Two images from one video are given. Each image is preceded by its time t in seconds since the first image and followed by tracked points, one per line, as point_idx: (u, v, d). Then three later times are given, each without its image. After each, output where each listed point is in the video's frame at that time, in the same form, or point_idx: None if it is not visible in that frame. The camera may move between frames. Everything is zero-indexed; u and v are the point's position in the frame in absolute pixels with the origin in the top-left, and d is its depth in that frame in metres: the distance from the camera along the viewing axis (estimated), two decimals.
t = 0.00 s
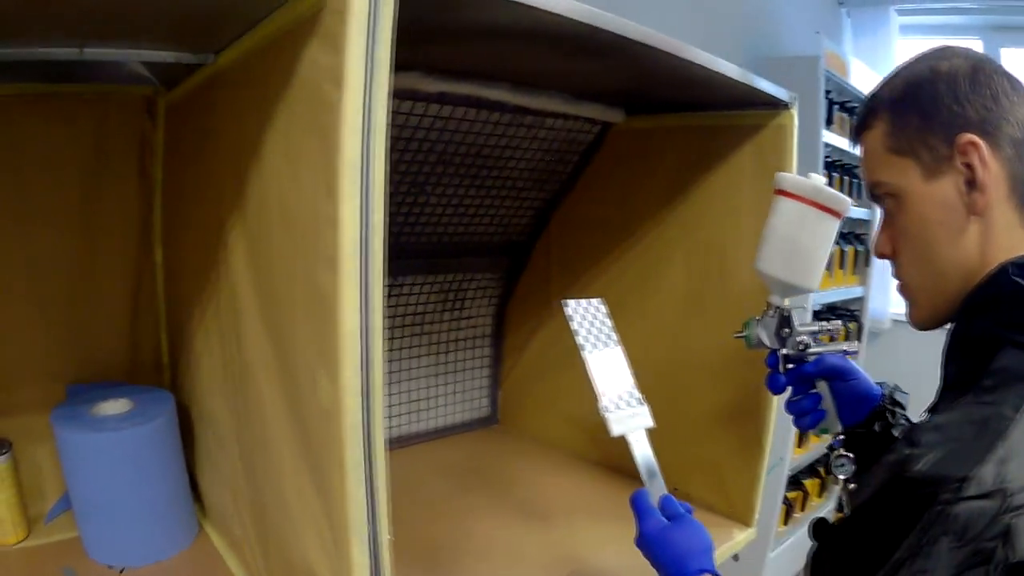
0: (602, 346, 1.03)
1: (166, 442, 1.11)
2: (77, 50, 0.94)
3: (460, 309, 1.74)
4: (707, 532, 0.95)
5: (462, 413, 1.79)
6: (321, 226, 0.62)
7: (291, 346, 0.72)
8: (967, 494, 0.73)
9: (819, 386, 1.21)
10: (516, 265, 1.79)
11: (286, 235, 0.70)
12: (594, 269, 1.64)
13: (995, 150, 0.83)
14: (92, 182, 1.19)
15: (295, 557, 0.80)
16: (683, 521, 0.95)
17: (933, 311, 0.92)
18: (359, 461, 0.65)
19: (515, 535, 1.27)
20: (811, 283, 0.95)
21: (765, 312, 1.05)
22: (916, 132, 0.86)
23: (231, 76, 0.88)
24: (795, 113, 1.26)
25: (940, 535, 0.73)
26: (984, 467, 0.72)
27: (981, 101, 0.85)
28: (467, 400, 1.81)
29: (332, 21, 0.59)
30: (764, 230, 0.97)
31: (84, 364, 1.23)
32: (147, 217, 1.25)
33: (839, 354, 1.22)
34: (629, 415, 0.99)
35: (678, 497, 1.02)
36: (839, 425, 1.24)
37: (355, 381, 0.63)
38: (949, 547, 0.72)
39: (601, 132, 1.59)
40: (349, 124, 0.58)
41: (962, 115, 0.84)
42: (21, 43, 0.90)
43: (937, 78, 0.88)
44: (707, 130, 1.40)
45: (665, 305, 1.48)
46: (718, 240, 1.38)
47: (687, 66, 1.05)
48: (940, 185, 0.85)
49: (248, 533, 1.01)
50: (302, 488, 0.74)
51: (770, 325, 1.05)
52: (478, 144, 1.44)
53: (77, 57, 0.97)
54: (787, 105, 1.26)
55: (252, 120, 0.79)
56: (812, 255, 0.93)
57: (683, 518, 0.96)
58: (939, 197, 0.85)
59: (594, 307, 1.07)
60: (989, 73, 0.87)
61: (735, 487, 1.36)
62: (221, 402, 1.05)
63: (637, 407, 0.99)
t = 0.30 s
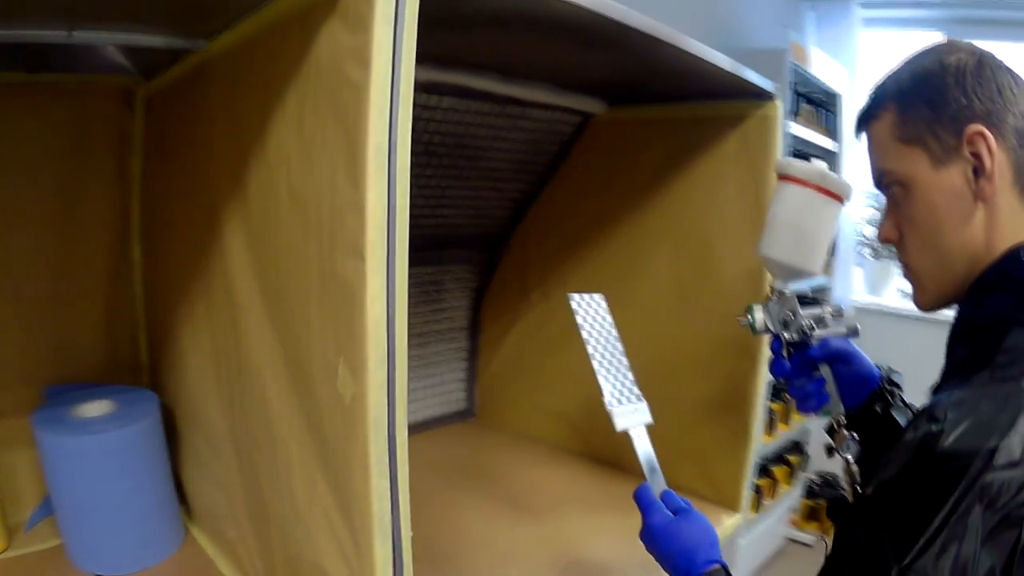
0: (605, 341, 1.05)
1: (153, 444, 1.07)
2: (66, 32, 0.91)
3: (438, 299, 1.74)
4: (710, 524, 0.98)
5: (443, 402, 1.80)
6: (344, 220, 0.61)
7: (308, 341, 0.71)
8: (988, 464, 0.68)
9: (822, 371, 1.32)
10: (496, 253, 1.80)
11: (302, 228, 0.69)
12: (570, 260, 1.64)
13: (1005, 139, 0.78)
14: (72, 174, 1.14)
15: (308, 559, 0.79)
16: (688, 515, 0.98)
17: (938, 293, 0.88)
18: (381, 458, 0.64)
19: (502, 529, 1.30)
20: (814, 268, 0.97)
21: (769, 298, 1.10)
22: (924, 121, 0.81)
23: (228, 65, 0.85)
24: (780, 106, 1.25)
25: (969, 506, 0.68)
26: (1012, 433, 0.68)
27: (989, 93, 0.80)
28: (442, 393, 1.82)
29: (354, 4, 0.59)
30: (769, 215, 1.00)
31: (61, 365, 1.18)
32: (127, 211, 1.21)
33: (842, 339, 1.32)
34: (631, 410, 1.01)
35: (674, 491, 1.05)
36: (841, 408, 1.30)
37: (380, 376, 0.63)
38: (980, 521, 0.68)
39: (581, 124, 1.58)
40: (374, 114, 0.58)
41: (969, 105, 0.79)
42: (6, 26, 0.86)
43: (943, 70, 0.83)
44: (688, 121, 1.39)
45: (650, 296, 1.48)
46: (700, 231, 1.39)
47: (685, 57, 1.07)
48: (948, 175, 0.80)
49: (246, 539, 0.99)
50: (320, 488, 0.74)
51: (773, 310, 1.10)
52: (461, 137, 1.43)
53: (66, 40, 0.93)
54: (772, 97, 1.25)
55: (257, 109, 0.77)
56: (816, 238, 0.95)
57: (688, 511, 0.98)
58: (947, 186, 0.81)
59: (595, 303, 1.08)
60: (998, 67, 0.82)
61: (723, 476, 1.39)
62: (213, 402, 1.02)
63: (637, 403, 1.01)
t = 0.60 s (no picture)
0: (592, 339, 1.07)
1: (129, 452, 1.04)
2: (39, 28, 0.91)
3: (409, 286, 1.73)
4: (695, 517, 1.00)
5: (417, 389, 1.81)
6: (347, 219, 0.61)
7: (304, 342, 0.70)
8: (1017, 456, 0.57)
9: (794, 355, 1.26)
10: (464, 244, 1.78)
11: (298, 228, 0.69)
12: (535, 253, 1.63)
13: (984, 138, 0.70)
14: (36, 172, 1.11)
15: (303, 565, 0.78)
16: (672, 510, 1.00)
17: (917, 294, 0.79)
18: (387, 459, 0.64)
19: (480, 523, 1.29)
20: (787, 256, 0.99)
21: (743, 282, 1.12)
22: (903, 122, 0.73)
23: (208, 63, 0.84)
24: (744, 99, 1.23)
25: (947, 485, 0.58)
26: (1006, 408, 0.58)
27: (973, 92, 0.71)
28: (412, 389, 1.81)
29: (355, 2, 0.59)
30: (745, 205, 1.01)
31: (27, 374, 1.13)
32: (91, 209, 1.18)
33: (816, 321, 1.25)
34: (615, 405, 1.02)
35: (658, 488, 1.07)
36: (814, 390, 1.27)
37: (385, 377, 0.62)
38: (969, 507, 0.57)
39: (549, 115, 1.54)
40: (378, 114, 0.58)
41: (949, 106, 0.71)
42: None
43: (924, 69, 0.74)
44: (652, 115, 1.36)
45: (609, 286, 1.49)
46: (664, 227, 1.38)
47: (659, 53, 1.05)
48: (927, 176, 0.72)
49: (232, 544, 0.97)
50: (318, 491, 0.73)
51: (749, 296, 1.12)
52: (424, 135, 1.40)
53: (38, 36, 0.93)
54: (737, 91, 1.23)
55: (245, 108, 0.77)
56: (791, 227, 0.97)
57: (672, 506, 1.01)
58: (929, 188, 0.72)
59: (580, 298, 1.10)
60: (976, 66, 0.74)
61: (690, 464, 1.40)
62: (194, 406, 1.00)
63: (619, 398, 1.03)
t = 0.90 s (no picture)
0: (570, 333, 1.06)
1: (100, 456, 1.01)
2: (10, 14, 0.88)
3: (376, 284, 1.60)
4: (671, 507, 1.00)
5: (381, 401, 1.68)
6: (343, 212, 0.61)
7: (292, 338, 0.69)
8: (996, 436, 0.61)
9: (774, 340, 1.27)
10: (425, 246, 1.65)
11: (291, 224, 0.68)
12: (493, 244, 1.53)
13: (960, 132, 0.73)
14: None
15: (290, 565, 0.76)
16: (649, 501, 0.99)
17: (894, 282, 0.82)
18: (384, 453, 0.63)
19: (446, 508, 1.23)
20: (767, 242, 1.02)
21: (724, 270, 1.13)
22: (884, 116, 0.75)
23: (189, 54, 0.84)
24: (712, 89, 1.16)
25: (938, 464, 0.61)
26: (988, 391, 0.62)
27: (950, 87, 0.74)
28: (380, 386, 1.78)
29: None
30: (725, 193, 1.02)
31: None
32: (55, 204, 1.15)
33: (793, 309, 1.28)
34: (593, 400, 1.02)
35: (631, 481, 1.07)
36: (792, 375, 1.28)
37: (382, 370, 0.61)
38: (956, 483, 0.61)
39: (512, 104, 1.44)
40: (376, 108, 0.59)
41: (928, 101, 0.73)
42: None
43: (903, 64, 0.76)
44: (616, 105, 1.29)
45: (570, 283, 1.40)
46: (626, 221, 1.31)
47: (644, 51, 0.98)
48: (906, 168, 0.75)
49: (212, 546, 0.95)
50: (309, 488, 0.72)
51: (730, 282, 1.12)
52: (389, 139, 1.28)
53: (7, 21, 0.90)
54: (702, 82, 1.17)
55: (233, 104, 0.77)
56: (772, 214, 1.00)
57: (649, 496, 1.00)
58: (909, 179, 0.75)
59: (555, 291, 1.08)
60: (953, 61, 0.76)
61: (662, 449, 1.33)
62: (168, 406, 0.97)
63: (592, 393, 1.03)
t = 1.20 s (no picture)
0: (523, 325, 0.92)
1: (67, 462, 0.98)
2: None
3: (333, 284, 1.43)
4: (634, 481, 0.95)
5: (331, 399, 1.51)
6: (321, 209, 0.60)
7: (268, 338, 0.68)
8: (973, 424, 0.63)
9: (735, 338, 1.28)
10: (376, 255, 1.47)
11: (267, 221, 0.67)
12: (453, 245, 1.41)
13: (934, 126, 0.74)
14: None
15: (269, 568, 0.75)
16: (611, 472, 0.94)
17: (865, 272, 0.84)
18: (365, 453, 0.62)
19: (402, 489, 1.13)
20: (726, 246, 0.92)
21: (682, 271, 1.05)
22: (859, 111, 0.76)
23: (156, 48, 0.82)
24: (677, 80, 1.08)
25: (919, 452, 0.62)
26: (965, 381, 0.64)
27: (924, 82, 0.75)
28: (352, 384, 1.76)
29: None
30: (680, 198, 0.93)
31: None
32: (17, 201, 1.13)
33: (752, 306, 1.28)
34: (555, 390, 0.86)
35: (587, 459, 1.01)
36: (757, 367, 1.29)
37: (362, 370, 0.60)
38: (936, 471, 0.62)
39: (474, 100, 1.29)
40: (355, 106, 0.58)
41: (903, 96, 0.74)
42: None
43: (878, 59, 0.77)
44: (581, 97, 1.18)
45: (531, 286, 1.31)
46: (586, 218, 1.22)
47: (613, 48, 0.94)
48: (880, 162, 0.76)
49: (185, 548, 0.93)
50: (288, 490, 0.71)
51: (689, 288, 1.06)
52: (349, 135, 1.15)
53: None
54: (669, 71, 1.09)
55: (205, 99, 0.75)
56: (723, 218, 0.90)
57: (612, 469, 0.95)
58: (882, 172, 0.76)
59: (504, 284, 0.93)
60: (927, 57, 0.77)
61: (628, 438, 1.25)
62: (138, 408, 0.95)
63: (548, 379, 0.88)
